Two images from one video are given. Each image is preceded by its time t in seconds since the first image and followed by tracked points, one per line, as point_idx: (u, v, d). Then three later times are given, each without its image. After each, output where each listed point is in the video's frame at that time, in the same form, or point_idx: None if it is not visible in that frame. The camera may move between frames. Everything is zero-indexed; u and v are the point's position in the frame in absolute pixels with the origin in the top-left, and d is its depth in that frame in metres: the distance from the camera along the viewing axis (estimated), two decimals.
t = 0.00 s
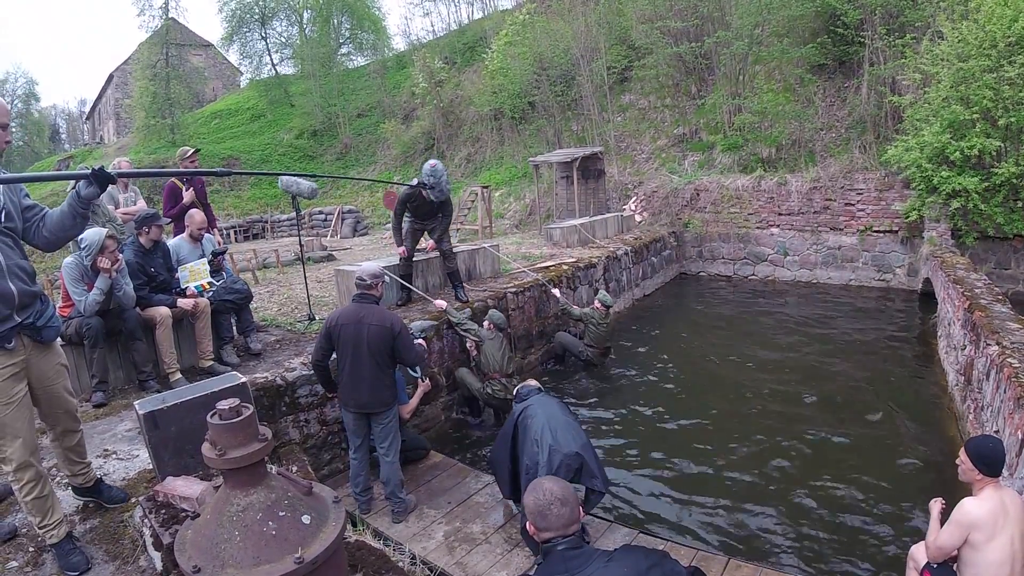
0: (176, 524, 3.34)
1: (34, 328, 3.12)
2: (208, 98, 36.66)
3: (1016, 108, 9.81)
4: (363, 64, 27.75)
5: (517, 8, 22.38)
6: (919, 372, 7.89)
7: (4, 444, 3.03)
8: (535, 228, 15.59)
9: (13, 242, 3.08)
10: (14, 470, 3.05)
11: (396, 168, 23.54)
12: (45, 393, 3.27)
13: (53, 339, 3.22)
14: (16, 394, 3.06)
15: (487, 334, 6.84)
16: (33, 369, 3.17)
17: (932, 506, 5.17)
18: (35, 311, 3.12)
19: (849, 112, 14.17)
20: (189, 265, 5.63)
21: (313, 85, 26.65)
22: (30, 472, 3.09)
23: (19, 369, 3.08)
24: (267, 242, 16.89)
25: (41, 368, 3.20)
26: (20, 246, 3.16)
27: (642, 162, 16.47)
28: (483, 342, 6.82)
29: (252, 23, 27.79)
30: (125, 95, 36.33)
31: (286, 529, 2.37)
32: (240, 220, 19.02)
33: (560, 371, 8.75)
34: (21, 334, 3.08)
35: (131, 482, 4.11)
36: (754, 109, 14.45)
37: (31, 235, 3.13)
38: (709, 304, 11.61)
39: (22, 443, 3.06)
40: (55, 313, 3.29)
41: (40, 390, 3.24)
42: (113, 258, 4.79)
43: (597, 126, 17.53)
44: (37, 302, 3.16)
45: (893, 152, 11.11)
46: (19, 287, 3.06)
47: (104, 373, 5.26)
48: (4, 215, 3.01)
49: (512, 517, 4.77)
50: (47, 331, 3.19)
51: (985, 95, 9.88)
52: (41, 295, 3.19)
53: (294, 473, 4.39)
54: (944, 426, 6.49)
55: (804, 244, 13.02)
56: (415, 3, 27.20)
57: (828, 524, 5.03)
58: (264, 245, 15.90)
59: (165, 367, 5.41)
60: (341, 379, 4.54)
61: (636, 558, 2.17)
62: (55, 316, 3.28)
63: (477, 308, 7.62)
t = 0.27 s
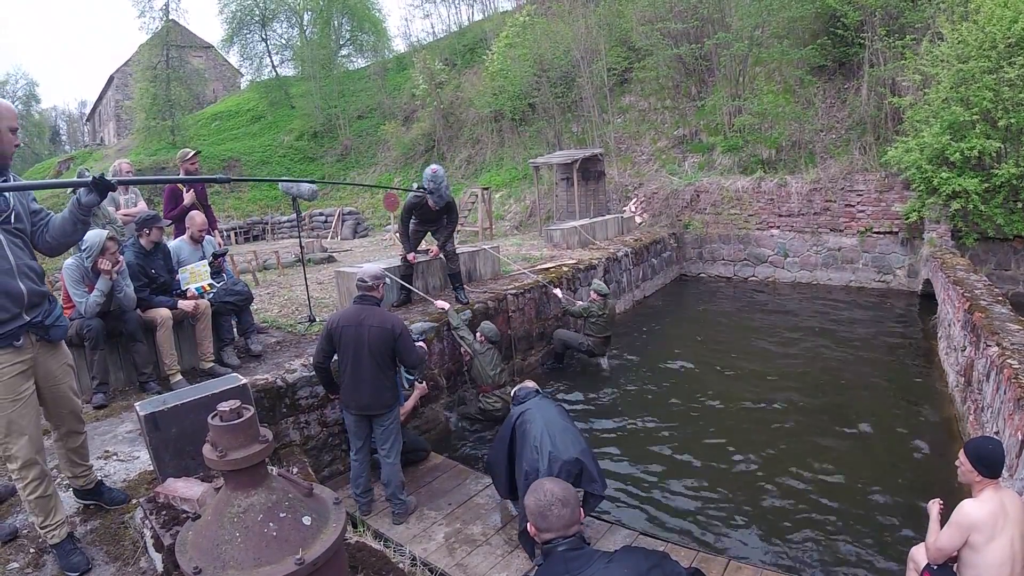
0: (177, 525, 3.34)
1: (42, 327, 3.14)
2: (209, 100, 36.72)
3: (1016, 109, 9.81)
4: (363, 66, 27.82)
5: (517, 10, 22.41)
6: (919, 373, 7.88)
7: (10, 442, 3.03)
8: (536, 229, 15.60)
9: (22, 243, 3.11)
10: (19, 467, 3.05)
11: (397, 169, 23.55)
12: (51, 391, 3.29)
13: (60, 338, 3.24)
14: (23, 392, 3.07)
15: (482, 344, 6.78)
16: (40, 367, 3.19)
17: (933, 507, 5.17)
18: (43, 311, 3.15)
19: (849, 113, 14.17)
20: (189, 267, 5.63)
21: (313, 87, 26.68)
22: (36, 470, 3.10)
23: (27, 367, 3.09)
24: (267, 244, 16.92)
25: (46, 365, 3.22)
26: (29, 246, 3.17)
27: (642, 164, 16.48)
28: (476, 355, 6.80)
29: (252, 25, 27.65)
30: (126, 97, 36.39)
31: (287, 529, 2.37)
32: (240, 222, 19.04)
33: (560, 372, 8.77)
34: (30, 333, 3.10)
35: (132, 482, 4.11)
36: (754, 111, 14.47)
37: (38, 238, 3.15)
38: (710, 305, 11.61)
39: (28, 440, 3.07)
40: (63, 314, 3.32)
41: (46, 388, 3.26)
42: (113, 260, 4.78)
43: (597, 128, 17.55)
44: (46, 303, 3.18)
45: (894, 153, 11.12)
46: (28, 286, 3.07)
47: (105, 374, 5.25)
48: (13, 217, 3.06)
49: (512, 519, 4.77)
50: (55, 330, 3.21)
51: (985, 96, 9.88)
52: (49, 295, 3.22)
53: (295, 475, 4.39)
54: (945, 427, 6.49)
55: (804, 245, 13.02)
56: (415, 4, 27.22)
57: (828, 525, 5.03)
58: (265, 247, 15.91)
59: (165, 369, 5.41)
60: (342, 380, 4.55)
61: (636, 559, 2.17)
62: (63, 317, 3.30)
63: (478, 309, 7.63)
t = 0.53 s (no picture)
0: (178, 526, 3.34)
1: (51, 324, 3.15)
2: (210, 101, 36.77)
3: (1017, 111, 9.82)
4: (364, 67, 27.85)
5: (518, 12, 22.44)
6: (920, 375, 7.88)
7: (14, 439, 3.03)
8: (537, 231, 15.61)
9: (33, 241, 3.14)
10: (22, 464, 3.06)
11: (398, 170, 23.57)
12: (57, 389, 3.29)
13: (69, 336, 3.25)
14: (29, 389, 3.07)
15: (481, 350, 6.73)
16: (47, 365, 3.20)
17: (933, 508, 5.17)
18: (53, 308, 3.16)
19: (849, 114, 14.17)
20: (190, 268, 5.65)
21: (314, 89, 26.72)
22: (39, 467, 3.10)
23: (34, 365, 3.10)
24: (268, 245, 16.92)
25: (53, 363, 3.23)
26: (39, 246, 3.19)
27: (643, 165, 16.50)
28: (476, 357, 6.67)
29: (253, 26, 27.69)
30: (127, 98, 36.44)
31: (288, 531, 2.38)
32: (241, 223, 19.05)
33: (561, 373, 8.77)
34: (39, 329, 3.12)
35: (133, 483, 4.11)
36: (755, 112, 14.47)
37: (47, 238, 3.18)
38: (710, 306, 11.61)
39: (32, 437, 3.07)
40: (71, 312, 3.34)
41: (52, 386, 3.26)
42: (115, 261, 4.77)
43: (598, 129, 17.57)
44: (55, 300, 3.20)
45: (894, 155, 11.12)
46: (39, 284, 3.09)
47: (106, 376, 5.27)
48: (24, 216, 3.09)
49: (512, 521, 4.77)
50: (63, 327, 3.22)
51: (986, 98, 9.89)
52: (59, 293, 3.23)
53: (295, 476, 4.39)
54: (946, 429, 6.49)
55: (805, 247, 13.02)
56: (416, 6, 27.26)
57: (828, 526, 5.03)
58: (266, 248, 15.92)
59: (166, 370, 5.41)
60: (344, 381, 4.55)
61: (637, 560, 2.17)
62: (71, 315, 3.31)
63: (478, 311, 7.63)
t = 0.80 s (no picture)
0: (179, 527, 3.35)
1: (53, 321, 3.17)
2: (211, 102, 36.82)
3: (1017, 113, 9.82)
4: (365, 69, 27.89)
5: (518, 13, 22.48)
6: (921, 376, 7.87)
7: (14, 438, 3.04)
8: (537, 232, 15.61)
9: (32, 238, 3.15)
10: (22, 463, 3.06)
11: (398, 172, 23.60)
12: (59, 387, 3.30)
13: (70, 333, 3.27)
14: (32, 387, 3.08)
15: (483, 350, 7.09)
16: (49, 364, 3.21)
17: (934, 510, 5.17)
18: (54, 306, 3.17)
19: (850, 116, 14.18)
20: (190, 269, 5.67)
21: (315, 90, 26.76)
22: (38, 466, 3.10)
23: (37, 362, 3.11)
24: (268, 246, 16.92)
25: (55, 361, 3.24)
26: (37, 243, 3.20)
27: (643, 167, 16.52)
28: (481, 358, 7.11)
29: (254, 27, 27.74)
30: (128, 99, 36.47)
31: (289, 532, 2.38)
32: (241, 224, 19.06)
33: (561, 374, 8.77)
34: (40, 327, 3.13)
35: (134, 484, 4.11)
36: (756, 114, 14.48)
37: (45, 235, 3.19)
38: (711, 308, 11.61)
39: (32, 436, 3.08)
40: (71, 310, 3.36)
41: (54, 384, 3.27)
42: (116, 262, 4.77)
43: (599, 131, 17.59)
44: (57, 298, 3.21)
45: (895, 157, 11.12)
46: (39, 280, 3.10)
47: (106, 377, 5.25)
48: (24, 213, 3.13)
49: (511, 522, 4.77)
50: (65, 325, 3.24)
51: (987, 100, 9.90)
52: (60, 291, 3.24)
53: (295, 477, 4.39)
54: (947, 431, 6.49)
55: (806, 249, 13.02)
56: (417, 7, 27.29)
57: (828, 528, 5.03)
58: (266, 250, 15.92)
59: (166, 371, 5.41)
60: (343, 382, 4.55)
61: (637, 562, 2.17)
62: (73, 313, 3.33)
63: (478, 312, 7.62)
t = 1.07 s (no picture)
0: (178, 528, 3.34)
1: (48, 324, 3.17)
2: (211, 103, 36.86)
3: (1018, 114, 9.82)
4: (365, 70, 27.93)
5: (519, 14, 22.52)
6: (921, 378, 7.87)
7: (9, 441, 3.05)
8: (537, 233, 15.62)
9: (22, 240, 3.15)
10: (16, 467, 3.06)
11: (399, 172, 23.61)
12: (55, 390, 3.30)
13: (65, 336, 3.27)
14: (26, 391, 3.08)
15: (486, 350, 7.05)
16: (43, 366, 3.21)
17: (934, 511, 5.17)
18: (47, 309, 3.18)
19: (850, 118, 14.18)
20: (190, 270, 5.67)
21: (316, 91, 26.78)
22: (33, 470, 3.10)
23: (31, 366, 3.12)
24: (269, 247, 16.92)
25: (50, 364, 3.24)
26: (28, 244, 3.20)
27: (643, 169, 16.53)
28: (485, 357, 7.07)
29: (255, 28, 27.79)
30: (128, 100, 36.47)
31: (288, 533, 2.38)
32: (242, 225, 19.06)
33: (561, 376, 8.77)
34: (35, 331, 3.14)
35: (133, 485, 4.11)
36: (756, 116, 14.49)
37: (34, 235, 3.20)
38: (710, 310, 11.61)
39: (27, 439, 3.08)
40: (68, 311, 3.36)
41: (50, 387, 3.28)
42: (116, 263, 4.76)
43: (599, 132, 17.61)
44: (50, 300, 3.22)
45: (895, 158, 11.12)
46: (31, 281, 3.11)
47: (106, 378, 5.24)
48: (13, 214, 3.13)
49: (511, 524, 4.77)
50: (60, 327, 3.24)
51: (987, 102, 9.91)
52: (53, 292, 3.26)
53: (295, 478, 4.39)
54: (947, 432, 6.48)
55: (806, 251, 13.02)
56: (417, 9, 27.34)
57: (828, 529, 5.02)
58: (266, 251, 15.92)
59: (166, 372, 5.41)
60: (341, 383, 4.55)
61: (637, 563, 2.17)
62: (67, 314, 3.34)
63: (478, 313, 7.63)
